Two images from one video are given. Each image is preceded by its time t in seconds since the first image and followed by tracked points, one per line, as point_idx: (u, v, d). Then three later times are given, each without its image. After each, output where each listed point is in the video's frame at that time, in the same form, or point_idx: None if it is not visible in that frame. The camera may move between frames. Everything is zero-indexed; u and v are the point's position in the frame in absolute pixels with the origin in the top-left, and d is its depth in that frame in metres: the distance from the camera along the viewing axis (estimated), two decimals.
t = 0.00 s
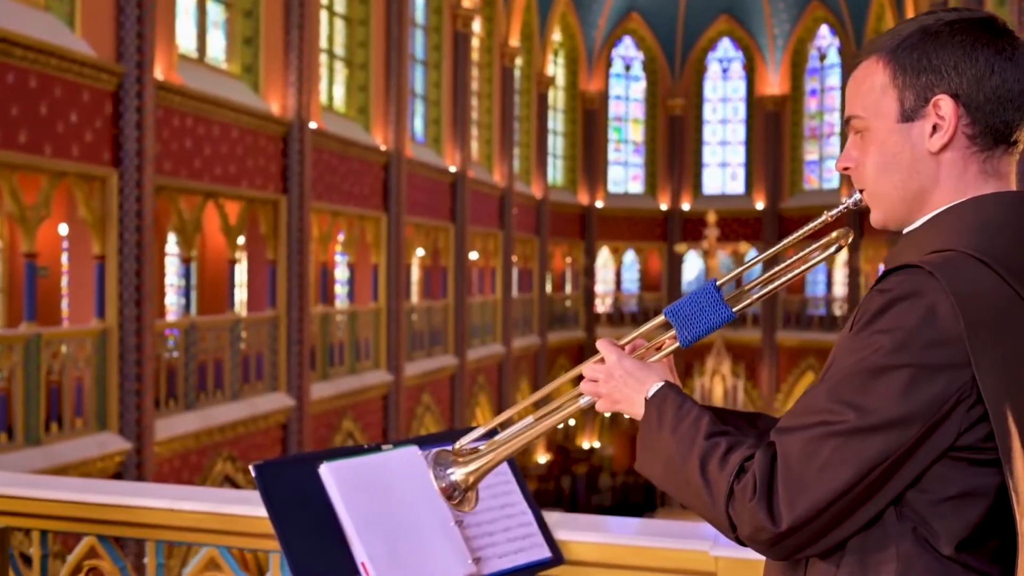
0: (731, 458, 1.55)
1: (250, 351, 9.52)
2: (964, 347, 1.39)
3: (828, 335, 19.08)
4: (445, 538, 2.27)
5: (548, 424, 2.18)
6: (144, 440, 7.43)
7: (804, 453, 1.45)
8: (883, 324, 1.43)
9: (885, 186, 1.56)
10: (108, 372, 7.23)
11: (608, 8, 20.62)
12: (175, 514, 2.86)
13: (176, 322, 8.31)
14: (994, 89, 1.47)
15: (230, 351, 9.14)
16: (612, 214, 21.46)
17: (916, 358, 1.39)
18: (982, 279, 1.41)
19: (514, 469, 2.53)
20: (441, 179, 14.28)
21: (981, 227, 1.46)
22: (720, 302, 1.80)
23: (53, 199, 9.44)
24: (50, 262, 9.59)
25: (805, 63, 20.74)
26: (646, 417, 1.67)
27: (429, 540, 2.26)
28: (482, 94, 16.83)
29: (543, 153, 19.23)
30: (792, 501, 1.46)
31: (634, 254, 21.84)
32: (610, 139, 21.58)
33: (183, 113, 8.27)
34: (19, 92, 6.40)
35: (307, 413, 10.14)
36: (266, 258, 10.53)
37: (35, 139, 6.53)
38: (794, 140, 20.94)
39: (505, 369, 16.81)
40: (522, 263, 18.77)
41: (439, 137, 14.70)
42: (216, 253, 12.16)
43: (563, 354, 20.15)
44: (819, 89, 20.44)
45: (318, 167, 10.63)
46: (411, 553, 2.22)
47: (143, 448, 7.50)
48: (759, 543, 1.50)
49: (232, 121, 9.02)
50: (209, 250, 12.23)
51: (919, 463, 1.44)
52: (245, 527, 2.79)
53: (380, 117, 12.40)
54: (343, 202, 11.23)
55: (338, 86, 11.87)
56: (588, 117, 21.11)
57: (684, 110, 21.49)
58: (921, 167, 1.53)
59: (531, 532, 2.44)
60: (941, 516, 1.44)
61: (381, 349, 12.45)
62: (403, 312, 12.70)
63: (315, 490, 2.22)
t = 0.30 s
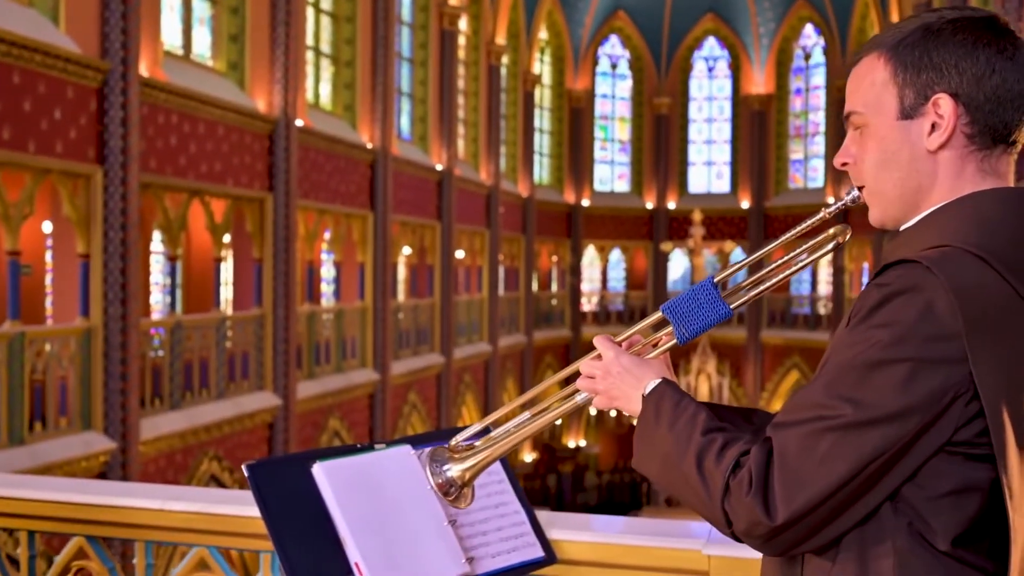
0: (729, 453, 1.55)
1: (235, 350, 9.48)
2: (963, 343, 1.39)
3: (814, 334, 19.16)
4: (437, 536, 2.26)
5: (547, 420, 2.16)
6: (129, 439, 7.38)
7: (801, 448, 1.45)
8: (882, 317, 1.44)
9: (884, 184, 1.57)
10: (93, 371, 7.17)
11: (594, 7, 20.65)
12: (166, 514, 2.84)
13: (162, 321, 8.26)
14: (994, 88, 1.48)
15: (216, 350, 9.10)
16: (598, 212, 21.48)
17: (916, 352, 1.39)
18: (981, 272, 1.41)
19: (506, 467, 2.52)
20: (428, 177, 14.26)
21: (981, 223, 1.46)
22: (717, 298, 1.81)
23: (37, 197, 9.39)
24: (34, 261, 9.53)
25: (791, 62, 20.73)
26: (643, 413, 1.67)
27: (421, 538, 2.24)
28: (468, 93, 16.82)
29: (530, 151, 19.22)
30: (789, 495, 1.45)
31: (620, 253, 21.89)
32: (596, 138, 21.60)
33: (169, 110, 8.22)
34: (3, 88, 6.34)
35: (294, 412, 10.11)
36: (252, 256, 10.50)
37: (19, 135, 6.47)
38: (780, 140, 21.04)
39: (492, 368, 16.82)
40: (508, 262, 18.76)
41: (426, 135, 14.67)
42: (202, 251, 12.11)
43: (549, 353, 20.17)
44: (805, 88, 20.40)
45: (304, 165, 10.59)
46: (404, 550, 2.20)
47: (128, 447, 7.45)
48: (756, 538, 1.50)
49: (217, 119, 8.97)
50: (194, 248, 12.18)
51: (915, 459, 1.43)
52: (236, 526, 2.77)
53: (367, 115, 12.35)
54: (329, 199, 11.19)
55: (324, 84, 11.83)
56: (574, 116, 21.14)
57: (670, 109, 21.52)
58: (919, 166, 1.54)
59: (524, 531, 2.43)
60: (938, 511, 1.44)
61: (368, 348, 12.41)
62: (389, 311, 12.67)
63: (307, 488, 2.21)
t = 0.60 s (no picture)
0: (724, 450, 1.55)
1: (222, 348, 9.45)
2: (960, 341, 1.39)
3: (800, 333, 19.23)
4: (428, 534, 2.25)
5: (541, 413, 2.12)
6: (114, 438, 7.34)
7: (797, 444, 1.45)
8: (879, 313, 1.44)
9: (881, 180, 1.57)
10: (78, 369, 7.12)
11: (581, 5, 20.66)
12: (156, 514, 2.82)
13: (148, 319, 8.22)
14: (992, 85, 1.48)
15: (202, 348, 9.05)
16: (585, 210, 21.51)
17: (913, 349, 1.39)
18: (978, 269, 1.42)
19: (498, 466, 2.51)
20: (415, 175, 14.23)
21: (977, 219, 1.46)
22: (712, 295, 1.81)
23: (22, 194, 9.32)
24: (17, 258, 9.46)
25: (777, 61, 20.77)
26: (638, 409, 1.67)
27: (413, 536, 2.23)
28: (455, 90, 16.78)
29: (517, 149, 19.20)
30: (785, 492, 1.45)
31: (607, 251, 21.93)
32: (583, 136, 21.61)
33: (155, 107, 8.17)
34: None
35: (281, 411, 10.07)
36: (238, 254, 10.45)
37: (4, 132, 6.42)
38: (766, 139, 21.11)
39: (479, 366, 16.80)
40: (496, 260, 18.75)
41: (412, 133, 14.64)
42: (187, 248, 12.05)
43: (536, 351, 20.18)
44: (791, 87, 20.46)
45: (291, 163, 10.55)
46: (396, 549, 2.19)
47: (114, 446, 7.40)
48: (752, 534, 1.50)
49: (203, 116, 8.92)
50: (180, 246, 12.12)
51: (912, 456, 1.43)
52: (228, 526, 2.75)
53: (354, 113, 12.31)
54: (316, 197, 11.15)
55: (311, 81, 11.79)
56: (561, 114, 21.15)
57: (657, 108, 21.56)
58: (915, 162, 1.54)
59: (517, 530, 2.43)
60: (934, 509, 1.44)
61: (355, 346, 12.38)
62: (377, 309, 12.63)
63: (299, 485, 2.19)
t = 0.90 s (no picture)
0: (721, 449, 1.55)
1: (208, 347, 9.40)
2: (958, 340, 1.40)
3: (786, 331, 19.31)
4: (422, 534, 2.24)
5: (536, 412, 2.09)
6: (100, 437, 7.29)
7: (794, 445, 1.46)
8: (876, 313, 1.44)
9: (876, 180, 1.57)
10: (62, 368, 7.07)
11: (567, 3, 20.67)
12: (144, 514, 2.80)
13: (133, 318, 8.17)
14: (986, 83, 1.48)
15: (188, 347, 9.01)
16: (571, 208, 21.51)
17: (912, 349, 1.40)
18: (975, 269, 1.42)
19: (490, 464, 2.50)
20: (401, 173, 14.20)
21: (973, 217, 1.47)
22: (706, 293, 1.81)
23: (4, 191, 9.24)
24: None
25: (763, 59, 20.83)
26: (632, 408, 1.67)
27: (406, 535, 2.22)
28: (441, 88, 16.76)
29: (502, 148, 19.18)
30: (784, 492, 1.46)
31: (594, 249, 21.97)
32: (570, 134, 21.60)
33: (139, 105, 8.12)
34: None
35: (266, 409, 10.03)
36: (224, 252, 10.41)
37: None
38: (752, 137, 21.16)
39: (465, 365, 16.78)
40: (482, 258, 18.72)
41: (399, 130, 14.60)
42: (173, 246, 11.98)
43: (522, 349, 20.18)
44: (776, 86, 20.52)
45: (277, 161, 10.50)
46: (390, 549, 2.18)
47: (99, 445, 7.35)
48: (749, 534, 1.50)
49: (188, 113, 8.87)
50: (165, 243, 12.05)
51: (908, 456, 1.45)
52: (217, 526, 2.74)
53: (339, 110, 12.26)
54: (302, 195, 11.10)
55: (297, 79, 11.73)
56: (547, 112, 21.15)
57: (643, 106, 21.58)
58: (909, 161, 1.54)
59: (510, 529, 2.42)
60: (933, 510, 1.45)
61: (341, 345, 12.34)
62: (363, 307, 12.60)
63: (292, 486, 2.18)
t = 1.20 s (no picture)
0: (718, 449, 1.55)
1: (193, 347, 9.35)
2: (955, 341, 1.40)
3: (771, 330, 19.38)
4: (414, 534, 2.23)
5: (526, 412, 2.10)
6: (84, 437, 7.24)
7: (791, 445, 1.45)
8: (874, 313, 1.45)
9: (872, 179, 1.57)
10: (46, 368, 7.01)
11: (553, 2, 20.67)
12: (133, 515, 2.77)
13: (117, 317, 8.12)
14: (982, 82, 1.49)
15: (172, 347, 8.96)
16: (558, 208, 21.53)
17: (910, 349, 1.40)
18: (972, 268, 1.43)
19: (483, 464, 2.49)
20: (387, 172, 14.16)
21: (970, 216, 1.47)
22: (701, 291, 1.80)
23: None
24: None
25: (748, 59, 20.89)
26: (627, 406, 1.67)
27: (398, 536, 2.21)
28: (427, 87, 16.72)
29: (489, 147, 19.16)
30: (781, 491, 1.46)
31: (580, 248, 22.00)
32: (556, 134, 21.61)
33: (124, 103, 8.07)
34: None
35: (252, 409, 9.98)
36: (209, 251, 10.35)
37: None
38: (737, 137, 21.23)
39: (451, 364, 16.77)
40: (468, 258, 18.69)
41: (385, 129, 14.57)
42: (158, 245, 11.91)
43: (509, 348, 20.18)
44: (762, 85, 20.59)
45: (262, 160, 10.46)
46: (382, 550, 2.17)
47: (83, 445, 7.30)
48: (746, 533, 1.50)
49: (173, 112, 8.82)
50: (150, 242, 11.99)
51: (906, 456, 1.45)
52: (207, 526, 2.71)
53: (325, 109, 12.22)
54: (287, 194, 11.06)
55: (282, 77, 11.69)
56: (533, 111, 21.16)
57: (629, 105, 21.62)
58: (905, 161, 1.55)
59: (502, 528, 2.41)
60: (929, 509, 1.46)
61: (327, 344, 12.31)
62: (349, 307, 12.57)
63: (284, 487, 2.17)
